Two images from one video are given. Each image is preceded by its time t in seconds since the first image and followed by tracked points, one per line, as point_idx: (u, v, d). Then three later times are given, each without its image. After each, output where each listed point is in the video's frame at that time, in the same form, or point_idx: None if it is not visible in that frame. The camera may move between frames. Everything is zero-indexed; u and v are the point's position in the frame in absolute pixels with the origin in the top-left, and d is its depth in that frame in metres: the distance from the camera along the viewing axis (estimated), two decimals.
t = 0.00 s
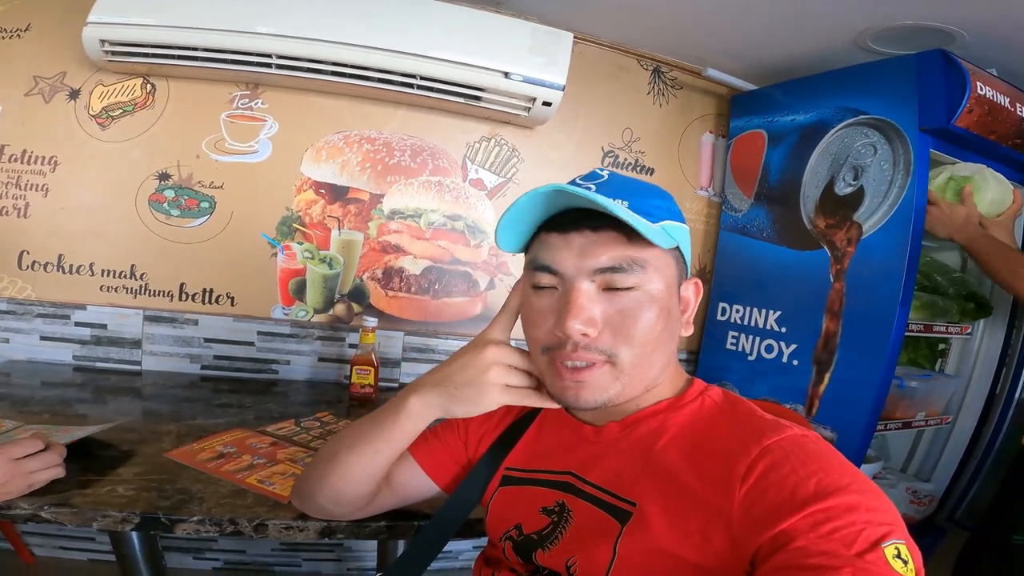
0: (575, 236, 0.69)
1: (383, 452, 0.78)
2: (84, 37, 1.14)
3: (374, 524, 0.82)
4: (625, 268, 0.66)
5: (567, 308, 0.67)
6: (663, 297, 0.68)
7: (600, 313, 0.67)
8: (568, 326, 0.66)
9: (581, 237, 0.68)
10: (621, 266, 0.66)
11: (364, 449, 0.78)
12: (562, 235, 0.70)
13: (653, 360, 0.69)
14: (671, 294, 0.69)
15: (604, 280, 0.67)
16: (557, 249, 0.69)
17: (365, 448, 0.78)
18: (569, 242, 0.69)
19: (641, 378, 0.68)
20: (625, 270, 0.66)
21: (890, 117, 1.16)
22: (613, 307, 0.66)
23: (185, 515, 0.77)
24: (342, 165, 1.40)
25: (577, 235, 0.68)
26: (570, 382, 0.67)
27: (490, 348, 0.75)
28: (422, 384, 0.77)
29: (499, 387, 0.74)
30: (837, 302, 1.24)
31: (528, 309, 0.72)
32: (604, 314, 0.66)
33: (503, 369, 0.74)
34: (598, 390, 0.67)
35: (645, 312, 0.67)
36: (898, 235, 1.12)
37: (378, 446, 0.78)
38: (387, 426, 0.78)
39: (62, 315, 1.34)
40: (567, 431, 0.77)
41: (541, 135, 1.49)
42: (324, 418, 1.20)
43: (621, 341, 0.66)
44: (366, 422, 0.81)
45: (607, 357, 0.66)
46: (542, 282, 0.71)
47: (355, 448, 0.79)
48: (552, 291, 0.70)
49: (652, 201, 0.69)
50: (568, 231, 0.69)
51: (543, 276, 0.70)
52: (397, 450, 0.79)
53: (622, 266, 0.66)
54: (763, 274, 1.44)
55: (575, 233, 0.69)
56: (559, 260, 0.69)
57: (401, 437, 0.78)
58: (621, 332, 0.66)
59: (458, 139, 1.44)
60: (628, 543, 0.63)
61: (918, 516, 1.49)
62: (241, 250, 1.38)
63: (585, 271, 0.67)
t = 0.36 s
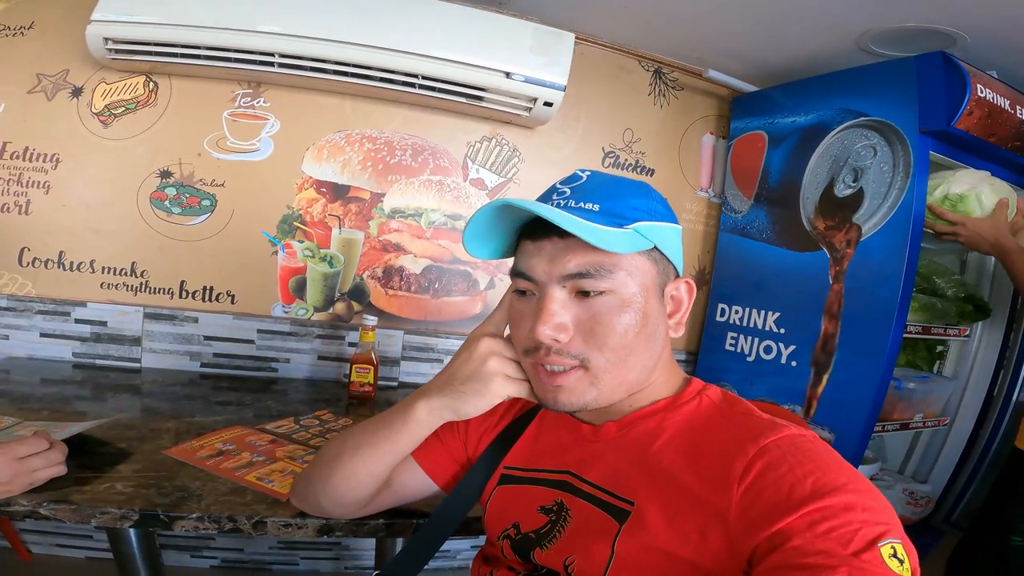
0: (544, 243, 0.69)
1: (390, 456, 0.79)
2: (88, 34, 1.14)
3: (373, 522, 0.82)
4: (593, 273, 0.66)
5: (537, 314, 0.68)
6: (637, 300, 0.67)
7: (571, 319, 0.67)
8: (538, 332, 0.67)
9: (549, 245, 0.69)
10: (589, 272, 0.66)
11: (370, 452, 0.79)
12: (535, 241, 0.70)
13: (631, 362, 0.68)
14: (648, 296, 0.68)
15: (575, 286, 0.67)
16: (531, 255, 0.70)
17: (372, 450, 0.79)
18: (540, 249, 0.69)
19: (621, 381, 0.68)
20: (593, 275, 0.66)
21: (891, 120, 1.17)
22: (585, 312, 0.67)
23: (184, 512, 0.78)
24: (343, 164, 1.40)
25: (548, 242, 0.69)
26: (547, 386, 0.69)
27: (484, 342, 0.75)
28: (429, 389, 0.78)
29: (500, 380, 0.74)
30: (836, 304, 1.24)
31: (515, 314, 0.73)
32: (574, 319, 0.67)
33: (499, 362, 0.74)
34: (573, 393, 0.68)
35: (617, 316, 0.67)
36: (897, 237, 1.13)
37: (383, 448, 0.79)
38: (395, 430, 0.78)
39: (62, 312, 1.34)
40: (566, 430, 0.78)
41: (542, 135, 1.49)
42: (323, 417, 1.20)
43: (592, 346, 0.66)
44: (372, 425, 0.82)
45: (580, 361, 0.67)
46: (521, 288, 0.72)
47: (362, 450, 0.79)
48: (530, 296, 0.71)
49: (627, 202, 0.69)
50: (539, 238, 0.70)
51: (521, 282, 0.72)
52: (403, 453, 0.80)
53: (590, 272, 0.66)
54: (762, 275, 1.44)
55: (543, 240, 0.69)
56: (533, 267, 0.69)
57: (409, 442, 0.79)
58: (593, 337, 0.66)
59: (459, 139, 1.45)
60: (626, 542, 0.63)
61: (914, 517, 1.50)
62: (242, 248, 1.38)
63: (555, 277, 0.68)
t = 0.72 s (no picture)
0: (549, 243, 0.69)
1: (390, 455, 0.79)
2: (92, 35, 1.15)
3: (373, 522, 0.82)
4: (598, 275, 0.67)
5: (541, 316, 0.68)
6: (640, 302, 0.68)
7: (575, 320, 0.67)
8: (542, 333, 0.67)
9: (554, 245, 0.69)
10: (593, 273, 0.67)
11: (371, 451, 0.79)
12: (538, 242, 0.70)
13: (633, 363, 0.68)
14: (651, 299, 0.69)
15: (579, 287, 0.68)
16: (534, 256, 0.70)
17: (372, 450, 0.79)
18: (544, 250, 0.69)
19: (623, 381, 0.68)
20: (597, 277, 0.67)
21: (892, 122, 1.17)
22: (589, 314, 0.67)
23: (185, 510, 0.78)
24: (345, 165, 1.40)
25: (551, 243, 0.69)
26: (548, 388, 0.69)
27: (482, 342, 0.75)
28: (429, 390, 0.78)
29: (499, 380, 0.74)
30: (836, 305, 1.24)
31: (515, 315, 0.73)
32: (579, 320, 0.67)
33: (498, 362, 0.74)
34: (575, 394, 0.68)
35: (621, 317, 0.67)
36: (897, 239, 1.13)
37: (384, 447, 0.79)
38: (395, 430, 0.79)
39: (64, 311, 1.34)
40: (566, 430, 0.78)
41: (543, 136, 1.49)
42: (323, 416, 1.21)
43: (596, 346, 0.67)
44: (372, 425, 0.82)
45: (584, 362, 0.67)
46: (523, 289, 0.72)
47: (362, 449, 0.79)
48: (532, 297, 0.71)
49: (629, 203, 0.70)
50: (542, 239, 0.70)
51: (523, 283, 0.72)
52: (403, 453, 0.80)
53: (594, 274, 0.67)
54: (763, 277, 1.44)
55: (548, 240, 0.69)
56: (536, 268, 0.70)
57: (410, 441, 0.79)
58: (597, 338, 0.67)
59: (460, 140, 1.45)
60: (626, 543, 0.64)
61: (914, 519, 1.51)
62: (243, 248, 1.39)
63: (559, 278, 0.68)
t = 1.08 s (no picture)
0: (581, 232, 0.69)
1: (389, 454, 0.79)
2: (94, 31, 1.14)
3: (374, 519, 0.83)
4: (631, 266, 0.67)
5: (572, 306, 0.67)
6: (666, 297, 0.69)
7: (605, 311, 0.67)
8: (573, 323, 0.66)
9: (587, 235, 0.69)
10: (625, 264, 0.67)
11: (369, 451, 0.79)
12: (568, 231, 0.70)
13: (656, 357, 0.69)
14: (674, 294, 0.70)
15: (610, 278, 0.68)
16: (562, 244, 0.70)
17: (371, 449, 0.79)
18: (575, 239, 0.69)
19: (643, 376, 0.69)
20: (629, 268, 0.67)
21: (894, 122, 1.17)
22: (618, 305, 0.67)
23: (185, 508, 0.78)
24: (346, 162, 1.40)
25: (583, 232, 0.69)
26: (570, 380, 0.68)
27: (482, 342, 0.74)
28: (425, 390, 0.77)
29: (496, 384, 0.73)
30: (837, 305, 1.25)
31: (530, 306, 0.72)
32: (609, 312, 0.67)
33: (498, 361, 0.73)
34: (601, 387, 0.67)
35: (648, 310, 0.67)
36: (898, 239, 1.13)
37: (379, 445, 0.78)
38: (394, 429, 0.78)
39: (64, 307, 1.34)
40: (567, 429, 0.78)
41: (544, 134, 1.49)
42: (323, 414, 1.21)
43: (625, 338, 0.67)
44: (371, 423, 0.81)
45: (610, 355, 0.67)
46: (546, 279, 0.71)
47: (360, 449, 0.79)
48: (556, 287, 0.70)
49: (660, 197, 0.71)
50: (574, 228, 0.69)
51: (547, 272, 0.71)
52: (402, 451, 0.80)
53: (627, 264, 0.67)
54: (764, 276, 1.44)
55: (581, 229, 0.69)
56: (565, 256, 0.69)
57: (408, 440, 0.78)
58: (625, 330, 0.67)
59: (462, 138, 1.45)
60: (627, 542, 0.64)
61: (912, 519, 1.52)
62: (243, 245, 1.39)
63: (590, 268, 0.68)
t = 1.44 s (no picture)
0: (648, 222, 0.69)
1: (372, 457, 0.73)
2: (86, 27, 1.13)
3: (371, 519, 0.82)
4: (689, 262, 0.68)
5: (627, 294, 0.66)
6: (711, 298, 0.70)
7: (659, 303, 0.66)
8: (628, 311, 0.65)
9: (653, 224, 0.68)
10: (686, 260, 0.68)
11: (349, 455, 0.73)
12: (632, 219, 0.69)
13: (694, 356, 0.69)
14: (715, 296, 0.71)
15: (665, 271, 0.68)
16: (623, 231, 0.69)
17: (351, 452, 0.73)
18: (638, 227, 0.68)
19: (676, 374, 0.69)
20: (688, 264, 0.68)
21: (893, 119, 1.17)
22: (671, 299, 0.67)
23: (180, 508, 0.78)
24: (342, 158, 1.39)
25: (649, 221, 0.69)
26: (613, 369, 0.66)
27: (449, 333, 0.62)
28: (399, 388, 0.67)
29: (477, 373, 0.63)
30: (834, 302, 1.25)
31: (567, 288, 0.70)
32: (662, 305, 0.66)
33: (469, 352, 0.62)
34: (640, 380, 0.66)
35: (697, 308, 0.68)
36: (897, 235, 1.14)
37: (362, 448, 0.72)
38: (375, 431, 0.71)
39: (56, 305, 1.33)
40: (570, 428, 0.78)
41: (542, 131, 1.49)
42: (320, 412, 1.20)
43: (674, 333, 0.67)
44: (354, 420, 0.74)
45: (655, 348, 0.66)
46: (595, 260, 0.69)
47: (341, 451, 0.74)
48: (605, 272, 0.69)
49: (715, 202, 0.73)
50: (642, 216, 0.69)
51: (599, 255, 0.69)
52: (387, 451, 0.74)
53: (687, 260, 0.68)
54: (761, 273, 1.44)
55: (648, 218, 0.69)
56: (623, 242, 0.68)
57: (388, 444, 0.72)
58: (673, 324, 0.67)
59: (458, 134, 1.44)
60: (630, 540, 0.64)
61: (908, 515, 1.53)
62: (238, 242, 1.37)
63: (650, 258, 0.67)
